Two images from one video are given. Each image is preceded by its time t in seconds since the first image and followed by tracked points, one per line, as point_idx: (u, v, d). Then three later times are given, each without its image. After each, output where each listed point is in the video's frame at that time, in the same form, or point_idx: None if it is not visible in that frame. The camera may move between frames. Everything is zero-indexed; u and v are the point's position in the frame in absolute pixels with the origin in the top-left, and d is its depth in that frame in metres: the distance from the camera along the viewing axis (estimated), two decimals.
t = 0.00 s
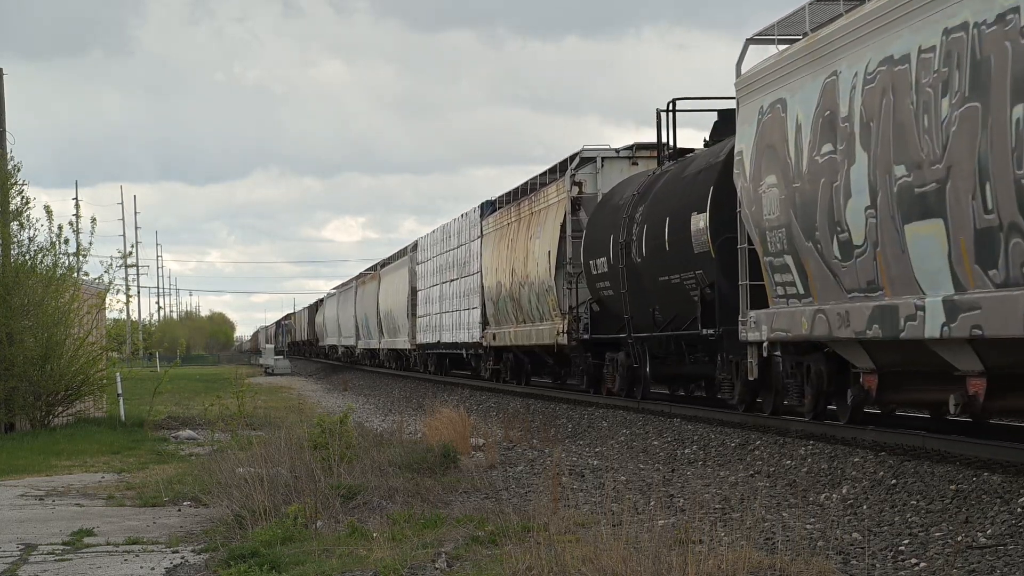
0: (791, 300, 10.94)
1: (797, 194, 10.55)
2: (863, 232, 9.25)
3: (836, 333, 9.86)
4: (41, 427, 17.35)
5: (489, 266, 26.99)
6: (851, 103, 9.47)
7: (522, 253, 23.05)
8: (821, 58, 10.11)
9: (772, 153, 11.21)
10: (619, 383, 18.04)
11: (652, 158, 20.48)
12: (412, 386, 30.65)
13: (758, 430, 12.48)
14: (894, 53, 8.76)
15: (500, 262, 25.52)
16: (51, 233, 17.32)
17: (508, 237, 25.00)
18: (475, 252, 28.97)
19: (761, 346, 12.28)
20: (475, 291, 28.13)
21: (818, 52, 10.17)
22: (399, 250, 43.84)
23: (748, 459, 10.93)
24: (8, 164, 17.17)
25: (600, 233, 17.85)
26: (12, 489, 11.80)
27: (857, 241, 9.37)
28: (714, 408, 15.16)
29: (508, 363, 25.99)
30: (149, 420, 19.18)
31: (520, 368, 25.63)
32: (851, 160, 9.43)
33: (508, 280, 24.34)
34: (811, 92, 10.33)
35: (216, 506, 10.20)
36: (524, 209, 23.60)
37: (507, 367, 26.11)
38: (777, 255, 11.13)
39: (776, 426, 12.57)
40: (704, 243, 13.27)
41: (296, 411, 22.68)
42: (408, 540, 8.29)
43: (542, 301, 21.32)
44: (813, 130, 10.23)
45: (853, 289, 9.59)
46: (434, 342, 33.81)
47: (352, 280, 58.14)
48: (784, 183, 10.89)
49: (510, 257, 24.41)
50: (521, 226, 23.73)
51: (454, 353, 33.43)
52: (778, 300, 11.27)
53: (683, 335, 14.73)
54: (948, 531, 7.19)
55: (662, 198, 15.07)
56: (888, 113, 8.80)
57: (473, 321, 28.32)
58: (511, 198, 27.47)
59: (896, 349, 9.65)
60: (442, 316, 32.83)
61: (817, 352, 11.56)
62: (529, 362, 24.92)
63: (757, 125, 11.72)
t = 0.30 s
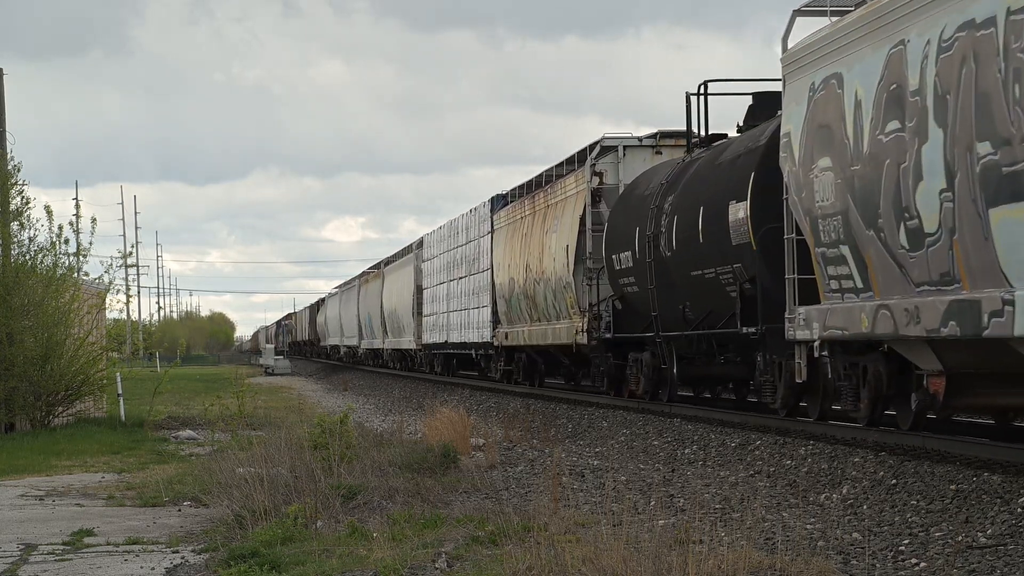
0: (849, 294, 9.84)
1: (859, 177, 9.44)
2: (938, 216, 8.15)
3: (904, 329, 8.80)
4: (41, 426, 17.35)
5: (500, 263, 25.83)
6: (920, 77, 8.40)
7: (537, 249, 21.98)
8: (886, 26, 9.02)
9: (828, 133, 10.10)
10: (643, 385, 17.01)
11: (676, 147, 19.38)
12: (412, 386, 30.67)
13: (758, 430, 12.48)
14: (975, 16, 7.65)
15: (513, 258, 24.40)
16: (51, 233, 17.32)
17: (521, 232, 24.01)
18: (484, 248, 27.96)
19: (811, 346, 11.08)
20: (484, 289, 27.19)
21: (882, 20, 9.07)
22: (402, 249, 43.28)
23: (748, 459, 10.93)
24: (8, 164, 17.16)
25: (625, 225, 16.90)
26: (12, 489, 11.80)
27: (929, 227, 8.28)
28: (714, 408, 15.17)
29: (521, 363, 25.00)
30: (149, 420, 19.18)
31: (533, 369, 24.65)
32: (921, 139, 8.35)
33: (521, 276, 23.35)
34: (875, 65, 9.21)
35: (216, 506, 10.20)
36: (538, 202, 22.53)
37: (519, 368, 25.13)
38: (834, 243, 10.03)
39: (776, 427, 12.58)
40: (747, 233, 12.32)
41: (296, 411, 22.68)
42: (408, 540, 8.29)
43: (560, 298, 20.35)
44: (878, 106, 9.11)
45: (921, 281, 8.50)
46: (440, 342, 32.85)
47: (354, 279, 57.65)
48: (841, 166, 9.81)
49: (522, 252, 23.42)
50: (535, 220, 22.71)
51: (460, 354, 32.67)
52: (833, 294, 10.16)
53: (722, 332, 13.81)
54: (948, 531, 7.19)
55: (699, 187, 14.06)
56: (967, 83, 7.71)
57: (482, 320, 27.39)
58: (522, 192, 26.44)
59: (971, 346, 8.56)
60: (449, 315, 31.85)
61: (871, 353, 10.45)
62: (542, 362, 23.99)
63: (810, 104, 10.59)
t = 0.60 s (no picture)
0: (916, 290, 8.65)
1: (930, 156, 8.20)
2: None
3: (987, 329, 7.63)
4: (41, 427, 17.36)
5: (513, 258, 24.71)
6: (1011, 41, 7.16)
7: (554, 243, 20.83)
8: None
9: (889, 108, 8.85)
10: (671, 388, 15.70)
11: (704, 135, 18.14)
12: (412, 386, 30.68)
13: (758, 430, 12.48)
14: None
15: (528, 253, 23.23)
16: (51, 233, 17.31)
17: (537, 226, 22.78)
18: (495, 244, 26.95)
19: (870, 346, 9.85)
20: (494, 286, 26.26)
21: None
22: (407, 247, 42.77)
23: (748, 459, 10.93)
24: (8, 164, 17.15)
25: (648, 217, 15.61)
26: (12, 489, 11.80)
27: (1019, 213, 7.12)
28: (714, 408, 15.17)
29: (534, 364, 23.96)
30: (149, 420, 19.19)
31: (546, 371, 23.67)
32: (1012, 112, 7.13)
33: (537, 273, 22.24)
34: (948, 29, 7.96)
35: (216, 506, 10.21)
36: (556, 194, 21.38)
37: (532, 369, 24.12)
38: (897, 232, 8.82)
39: (775, 427, 12.59)
40: (795, 221, 11.01)
41: (296, 411, 22.69)
42: (408, 540, 8.29)
43: (578, 295, 19.16)
44: (952, 76, 7.88)
45: (1009, 275, 7.37)
46: (447, 342, 31.96)
47: (357, 278, 57.28)
48: (909, 145, 8.52)
49: (538, 247, 22.20)
50: (552, 213, 21.52)
51: (469, 354, 31.77)
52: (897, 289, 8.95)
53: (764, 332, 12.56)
54: (948, 531, 7.19)
55: (732, 174, 12.81)
56: None
57: (491, 320, 26.44)
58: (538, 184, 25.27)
59: None
60: (457, 314, 30.95)
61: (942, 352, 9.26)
62: (557, 363, 23.00)
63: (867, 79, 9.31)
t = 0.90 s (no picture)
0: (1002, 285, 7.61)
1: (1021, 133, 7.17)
2: None
3: None
4: (41, 427, 17.36)
5: (529, 254, 23.66)
6: None
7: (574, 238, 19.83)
8: None
9: (967, 79, 7.81)
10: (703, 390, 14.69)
11: (735, 119, 16.87)
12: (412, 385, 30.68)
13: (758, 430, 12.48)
14: None
15: (545, 248, 22.20)
16: (51, 233, 17.29)
17: (556, 219, 21.73)
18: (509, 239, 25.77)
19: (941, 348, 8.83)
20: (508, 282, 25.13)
21: None
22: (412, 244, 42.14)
23: (748, 459, 10.93)
24: (8, 164, 17.15)
25: (679, 207, 14.59)
26: (12, 489, 11.80)
27: None
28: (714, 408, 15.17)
29: (549, 365, 22.74)
30: (149, 420, 19.18)
31: (563, 372, 22.42)
32: None
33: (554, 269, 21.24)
34: None
35: (216, 506, 10.20)
36: (576, 185, 20.35)
37: (547, 370, 22.86)
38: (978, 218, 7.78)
39: (775, 427, 12.59)
40: (854, 208, 10.00)
41: (296, 411, 22.69)
42: (407, 540, 8.29)
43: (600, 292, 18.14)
44: None
45: None
46: (457, 341, 30.90)
47: (361, 276, 56.84)
48: (993, 119, 7.48)
49: (557, 241, 21.21)
50: (572, 204, 20.47)
51: (478, 354, 30.71)
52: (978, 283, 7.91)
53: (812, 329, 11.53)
54: (948, 531, 7.19)
55: (778, 159, 11.79)
56: None
57: (505, 317, 25.28)
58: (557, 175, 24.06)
59: None
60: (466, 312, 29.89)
61: None
62: (573, 363, 21.79)
63: (941, 49, 8.22)
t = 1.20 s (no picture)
0: None
1: None
2: None
3: None
4: (41, 426, 17.36)
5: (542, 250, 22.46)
6: None
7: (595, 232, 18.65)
8: None
9: None
10: (740, 392, 13.44)
11: (771, 103, 15.54)
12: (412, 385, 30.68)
13: (758, 430, 12.48)
14: None
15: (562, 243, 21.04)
16: (51, 234, 17.27)
17: (574, 211, 20.54)
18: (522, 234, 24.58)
19: None
20: (519, 279, 24.20)
21: None
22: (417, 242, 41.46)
23: (748, 459, 10.92)
24: (8, 164, 17.15)
25: (714, 195, 13.34)
26: (12, 489, 11.80)
27: None
28: (715, 408, 15.16)
29: (565, 366, 21.62)
30: (149, 420, 19.18)
31: (580, 373, 21.30)
32: None
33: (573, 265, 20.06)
34: None
35: (216, 506, 10.20)
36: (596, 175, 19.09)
37: (563, 372, 21.76)
38: None
39: (775, 427, 12.59)
40: (924, 193, 8.73)
41: (295, 411, 22.68)
42: (407, 541, 8.29)
43: (624, 288, 17.00)
44: None
45: None
46: (464, 341, 29.91)
47: (364, 275, 56.39)
48: None
49: (574, 235, 20.08)
50: (592, 196, 19.28)
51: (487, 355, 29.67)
52: None
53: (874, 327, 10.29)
54: (948, 531, 7.19)
55: (832, 138, 10.54)
56: None
57: (516, 316, 24.13)
58: (574, 166, 22.78)
59: None
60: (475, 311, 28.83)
61: None
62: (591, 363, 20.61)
63: None
